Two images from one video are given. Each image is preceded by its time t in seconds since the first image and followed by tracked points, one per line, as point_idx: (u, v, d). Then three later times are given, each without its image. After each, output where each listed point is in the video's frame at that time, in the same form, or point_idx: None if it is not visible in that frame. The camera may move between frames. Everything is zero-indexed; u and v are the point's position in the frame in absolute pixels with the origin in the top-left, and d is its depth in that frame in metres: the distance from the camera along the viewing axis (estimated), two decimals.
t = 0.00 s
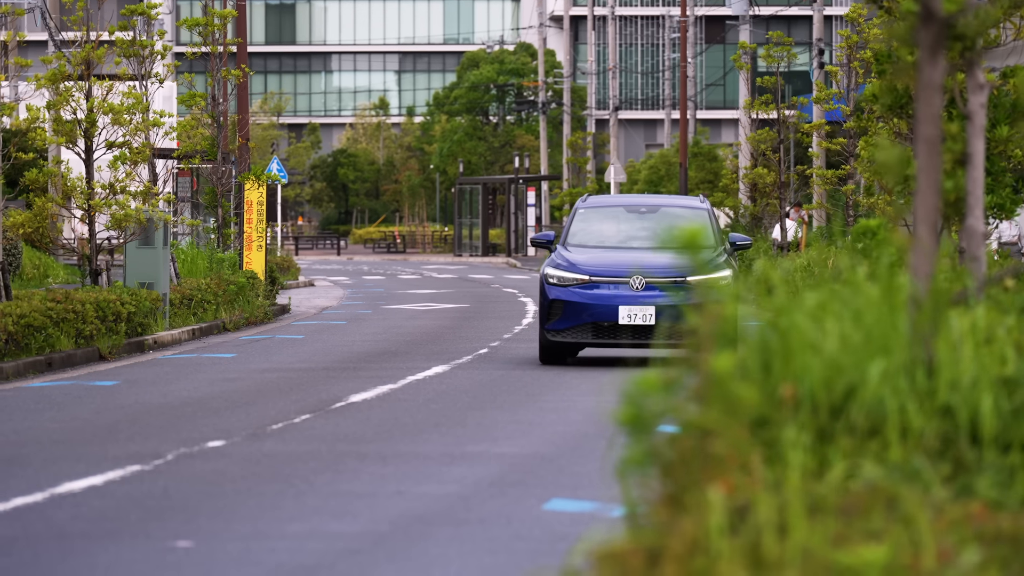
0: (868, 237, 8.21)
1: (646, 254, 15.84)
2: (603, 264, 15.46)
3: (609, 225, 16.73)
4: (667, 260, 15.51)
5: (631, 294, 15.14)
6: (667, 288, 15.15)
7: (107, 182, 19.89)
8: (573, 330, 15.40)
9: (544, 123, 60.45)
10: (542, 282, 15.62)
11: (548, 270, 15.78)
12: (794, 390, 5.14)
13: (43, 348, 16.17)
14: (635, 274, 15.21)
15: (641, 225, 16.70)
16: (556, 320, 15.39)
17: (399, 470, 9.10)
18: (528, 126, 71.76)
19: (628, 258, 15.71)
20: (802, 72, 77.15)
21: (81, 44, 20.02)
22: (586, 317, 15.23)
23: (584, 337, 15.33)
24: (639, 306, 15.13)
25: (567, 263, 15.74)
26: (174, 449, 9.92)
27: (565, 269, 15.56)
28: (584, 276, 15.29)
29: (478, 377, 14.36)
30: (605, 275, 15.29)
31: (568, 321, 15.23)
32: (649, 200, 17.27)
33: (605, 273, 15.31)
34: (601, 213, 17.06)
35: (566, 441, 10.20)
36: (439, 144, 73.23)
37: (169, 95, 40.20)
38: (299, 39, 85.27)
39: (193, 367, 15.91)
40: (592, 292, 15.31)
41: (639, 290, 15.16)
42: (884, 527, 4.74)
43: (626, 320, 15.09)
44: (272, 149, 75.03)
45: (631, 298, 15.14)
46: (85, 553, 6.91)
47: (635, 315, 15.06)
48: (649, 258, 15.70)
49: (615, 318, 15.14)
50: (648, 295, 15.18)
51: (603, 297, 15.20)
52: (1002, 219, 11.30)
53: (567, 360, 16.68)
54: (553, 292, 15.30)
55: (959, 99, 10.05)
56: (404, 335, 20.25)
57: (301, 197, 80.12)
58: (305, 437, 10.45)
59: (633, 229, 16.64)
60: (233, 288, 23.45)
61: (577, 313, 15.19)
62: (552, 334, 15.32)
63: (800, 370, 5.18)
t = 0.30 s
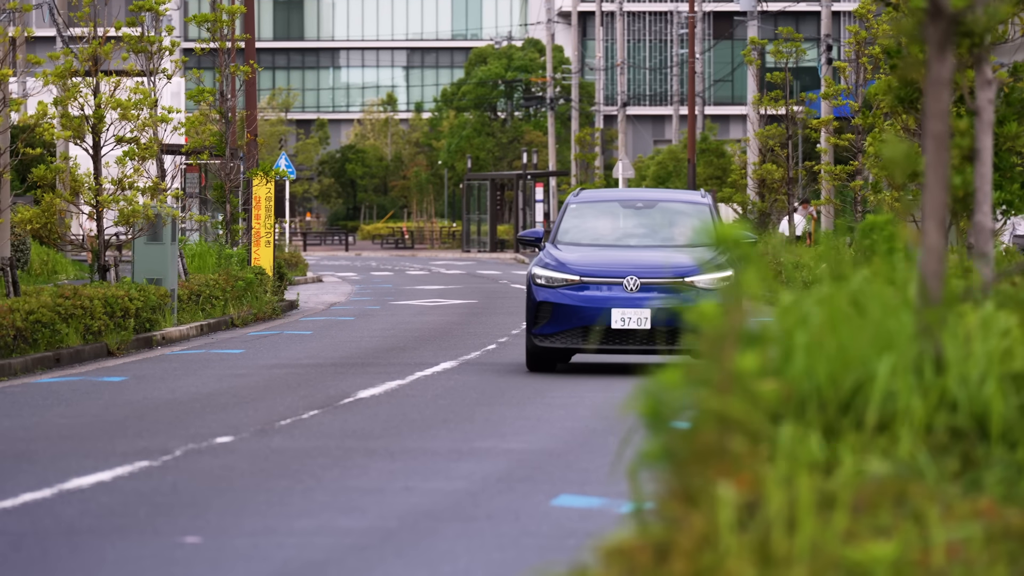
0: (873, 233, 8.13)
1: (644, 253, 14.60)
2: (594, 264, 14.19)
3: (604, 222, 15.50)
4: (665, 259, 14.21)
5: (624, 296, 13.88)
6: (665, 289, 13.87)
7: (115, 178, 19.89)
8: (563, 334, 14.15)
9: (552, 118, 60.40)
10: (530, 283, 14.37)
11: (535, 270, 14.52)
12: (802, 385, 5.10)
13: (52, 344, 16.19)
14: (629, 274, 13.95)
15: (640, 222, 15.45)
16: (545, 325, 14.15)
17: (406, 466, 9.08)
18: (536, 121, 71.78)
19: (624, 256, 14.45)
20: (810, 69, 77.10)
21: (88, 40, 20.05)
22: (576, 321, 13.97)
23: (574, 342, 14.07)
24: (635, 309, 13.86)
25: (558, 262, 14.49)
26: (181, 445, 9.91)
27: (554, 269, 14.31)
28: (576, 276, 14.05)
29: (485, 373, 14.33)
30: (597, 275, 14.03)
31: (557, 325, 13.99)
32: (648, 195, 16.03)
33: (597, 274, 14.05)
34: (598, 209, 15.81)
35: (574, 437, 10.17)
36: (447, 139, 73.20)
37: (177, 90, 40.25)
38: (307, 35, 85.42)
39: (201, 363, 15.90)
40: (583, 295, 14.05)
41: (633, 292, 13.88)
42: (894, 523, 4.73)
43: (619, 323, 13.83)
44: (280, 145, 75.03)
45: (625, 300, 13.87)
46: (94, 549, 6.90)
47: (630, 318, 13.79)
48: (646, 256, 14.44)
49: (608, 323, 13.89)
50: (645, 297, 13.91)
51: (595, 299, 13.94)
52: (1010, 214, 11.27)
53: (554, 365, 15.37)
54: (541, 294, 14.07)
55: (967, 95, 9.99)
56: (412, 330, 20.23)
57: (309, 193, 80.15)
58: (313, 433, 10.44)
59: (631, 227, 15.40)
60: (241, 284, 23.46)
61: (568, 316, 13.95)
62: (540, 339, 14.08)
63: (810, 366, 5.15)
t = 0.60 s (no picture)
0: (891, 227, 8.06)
1: (647, 252, 13.23)
2: (591, 261, 13.01)
3: (605, 216, 14.11)
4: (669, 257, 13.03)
5: (623, 296, 12.74)
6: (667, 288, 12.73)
7: (134, 172, 19.88)
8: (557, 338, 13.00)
9: (571, 112, 60.21)
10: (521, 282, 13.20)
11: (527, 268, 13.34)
12: (821, 378, 5.06)
13: (71, 338, 16.21)
14: (629, 273, 12.81)
15: (644, 214, 14.07)
16: (537, 328, 13.00)
17: (425, 460, 9.06)
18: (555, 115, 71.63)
19: (624, 253, 13.23)
20: (829, 62, 76.73)
21: (107, 34, 20.04)
22: (571, 323, 12.83)
23: (569, 347, 12.91)
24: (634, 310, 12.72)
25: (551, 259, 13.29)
26: (200, 438, 9.90)
27: (548, 266, 13.14)
28: (571, 274, 12.90)
29: (504, 367, 14.29)
30: (594, 273, 12.87)
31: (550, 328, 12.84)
32: (653, 185, 14.61)
33: (594, 272, 12.88)
34: (598, 199, 14.42)
35: (593, 431, 10.12)
36: (465, 133, 73.06)
37: (195, 84, 40.28)
38: (326, 29, 85.51)
39: (220, 357, 15.90)
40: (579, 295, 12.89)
41: (633, 291, 12.75)
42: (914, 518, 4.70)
43: (618, 325, 12.69)
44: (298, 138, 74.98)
45: (624, 301, 12.72)
46: (113, 542, 6.90)
47: (630, 320, 12.65)
48: (649, 254, 13.21)
49: (605, 325, 12.75)
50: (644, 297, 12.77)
51: (592, 299, 12.79)
52: None
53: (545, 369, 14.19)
54: (533, 294, 12.91)
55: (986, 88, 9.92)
56: (430, 324, 20.20)
57: (327, 187, 80.09)
58: (332, 427, 10.42)
59: (634, 220, 14.02)
60: (260, 278, 23.47)
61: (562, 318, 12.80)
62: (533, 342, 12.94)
63: (828, 359, 5.11)
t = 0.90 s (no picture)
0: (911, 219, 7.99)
1: (647, 247, 12.14)
2: (582, 257, 11.87)
3: (604, 209, 13.03)
4: (668, 252, 11.89)
5: (618, 296, 11.60)
6: (664, 288, 11.59)
7: (155, 166, 19.86)
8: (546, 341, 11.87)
9: (592, 105, 60.06)
10: (506, 282, 12.06)
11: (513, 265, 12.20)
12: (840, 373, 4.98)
13: (92, 331, 16.24)
14: (624, 269, 11.67)
15: (645, 207, 13.02)
16: (524, 331, 11.86)
17: (446, 453, 9.04)
18: (576, 109, 71.54)
19: (621, 248, 12.09)
20: (850, 55, 76.34)
21: (128, 28, 20.05)
22: (561, 327, 11.70)
23: (558, 351, 11.77)
24: (629, 311, 11.58)
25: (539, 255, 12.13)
26: (221, 432, 9.89)
27: (536, 263, 11.99)
28: (559, 272, 11.76)
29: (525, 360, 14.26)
30: (584, 271, 11.74)
31: (540, 331, 11.75)
32: (657, 176, 13.50)
33: (586, 270, 11.74)
34: (594, 189, 13.34)
35: (614, 425, 10.07)
36: (486, 127, 72.99)
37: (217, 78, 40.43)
38: (347, 23, 85.55)
39: (242, 350, 15.90)
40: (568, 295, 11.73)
41: (629, 291, 11.61)
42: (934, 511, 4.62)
43: (611, 328, 11.57)
44: (319, 132, 74.96)
45: (619, 301, 11.59)
46: (134, 535, 6.90)
47: (624, 322, 11.55)
48: (650, 248, 12.11)
49: (598, 327, 11.62)
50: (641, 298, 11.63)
51: (583, 300, 11.65)
52: None
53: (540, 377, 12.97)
54: (519, 294, 11.79)
55: (1007, 80, 9.88)
56: (451, 317, 20.19)
57: (348, 180, 80.09)
58: (353, 421, 10.41)
59: (634, 214, 12.96)
60: (281, 271, 23.51)
61: (551, 320, 11.70)
62: (520, 347, 11.85)
63: (847, 353, 5.03)
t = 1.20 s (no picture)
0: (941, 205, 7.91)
1: (649, 241, 11.06)
2: (574, 252, 10.84)
3: (604, 199, 11.92)
4: (671, 248, 10.85)
5: (613, 294, 10.57)
6: (665, 287, 10.57)
7: (186, 155, 19.83)
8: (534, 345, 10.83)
9: (622, 95, 59.85)
10: (492, 279, 11.03)
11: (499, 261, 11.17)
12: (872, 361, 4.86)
13: (123, 321, 16.29)
14: (619, 265, 10.65)
15: (650, 197, 11.91)
16: (511, 333, 10.83)
17: (475, 443, 9.01)
18: (606, 99, 71.34)
19: (620, 243, 11.02)
20: (881, 45, 75.87)
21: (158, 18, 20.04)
22: (550, 328, 10.65)
23: (548, 355, 10.73)
24: (624, 311, 10.55)
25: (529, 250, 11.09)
26: (252, 422, 9.89)
27: (524, 259, 10.96)
28: (548, 268, 10.74)
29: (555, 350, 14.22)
30: (576, 266, 10.70)
31: (528, 333, 10.71)
32: (658, 162, 12.40)
33: (578, 265, 10.71)
34: (594, 176, 12.23)
35: (644, 416, 10.01)
36: (516, 117, 72.86)
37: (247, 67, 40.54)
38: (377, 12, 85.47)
39: (272, 340, 15.89)
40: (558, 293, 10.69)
41: (624, 288, 10.58)
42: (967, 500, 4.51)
43: (605, 329, 10.53)
44: (349, 121, 74.88)
45: (614, 299, 10.56)
46: (165, 525, 6.90)
47: (619, 323, 10.51)
48: (652, 242, 11.03)
49: (590, 329, 10.57)
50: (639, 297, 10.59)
51: (575, 299, 10.61)
52: None
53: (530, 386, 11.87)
54: (506, 293, 10.77)
55: None
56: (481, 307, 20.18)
57: (378, 170, 80.01)
58: (383, 410, 10.39)
59: (637, 203, 11.85)
60: (311, 261, 23.51)
61: (539, 321, 10.66)
62: (507, 350, 10.82)
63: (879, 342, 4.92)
